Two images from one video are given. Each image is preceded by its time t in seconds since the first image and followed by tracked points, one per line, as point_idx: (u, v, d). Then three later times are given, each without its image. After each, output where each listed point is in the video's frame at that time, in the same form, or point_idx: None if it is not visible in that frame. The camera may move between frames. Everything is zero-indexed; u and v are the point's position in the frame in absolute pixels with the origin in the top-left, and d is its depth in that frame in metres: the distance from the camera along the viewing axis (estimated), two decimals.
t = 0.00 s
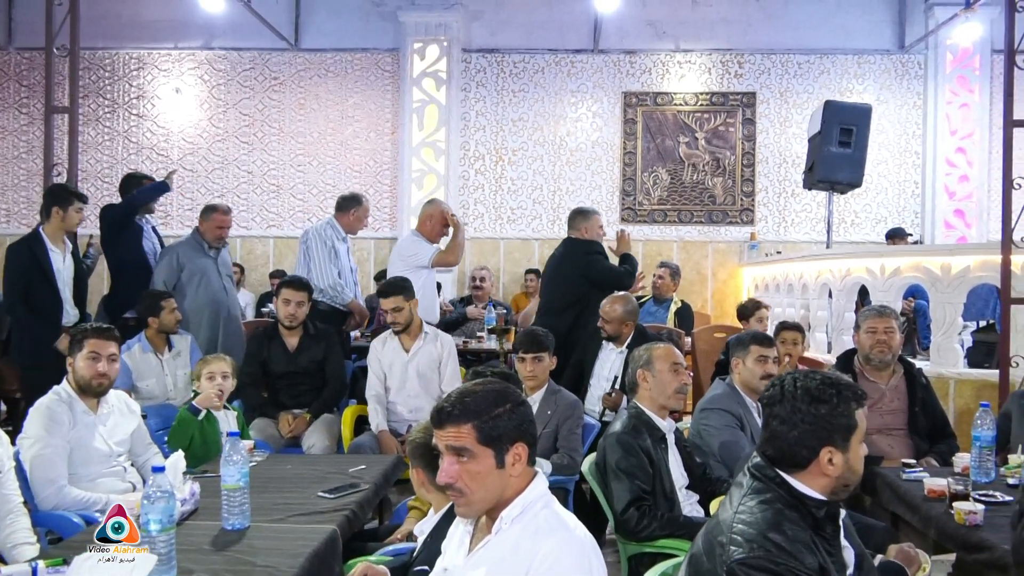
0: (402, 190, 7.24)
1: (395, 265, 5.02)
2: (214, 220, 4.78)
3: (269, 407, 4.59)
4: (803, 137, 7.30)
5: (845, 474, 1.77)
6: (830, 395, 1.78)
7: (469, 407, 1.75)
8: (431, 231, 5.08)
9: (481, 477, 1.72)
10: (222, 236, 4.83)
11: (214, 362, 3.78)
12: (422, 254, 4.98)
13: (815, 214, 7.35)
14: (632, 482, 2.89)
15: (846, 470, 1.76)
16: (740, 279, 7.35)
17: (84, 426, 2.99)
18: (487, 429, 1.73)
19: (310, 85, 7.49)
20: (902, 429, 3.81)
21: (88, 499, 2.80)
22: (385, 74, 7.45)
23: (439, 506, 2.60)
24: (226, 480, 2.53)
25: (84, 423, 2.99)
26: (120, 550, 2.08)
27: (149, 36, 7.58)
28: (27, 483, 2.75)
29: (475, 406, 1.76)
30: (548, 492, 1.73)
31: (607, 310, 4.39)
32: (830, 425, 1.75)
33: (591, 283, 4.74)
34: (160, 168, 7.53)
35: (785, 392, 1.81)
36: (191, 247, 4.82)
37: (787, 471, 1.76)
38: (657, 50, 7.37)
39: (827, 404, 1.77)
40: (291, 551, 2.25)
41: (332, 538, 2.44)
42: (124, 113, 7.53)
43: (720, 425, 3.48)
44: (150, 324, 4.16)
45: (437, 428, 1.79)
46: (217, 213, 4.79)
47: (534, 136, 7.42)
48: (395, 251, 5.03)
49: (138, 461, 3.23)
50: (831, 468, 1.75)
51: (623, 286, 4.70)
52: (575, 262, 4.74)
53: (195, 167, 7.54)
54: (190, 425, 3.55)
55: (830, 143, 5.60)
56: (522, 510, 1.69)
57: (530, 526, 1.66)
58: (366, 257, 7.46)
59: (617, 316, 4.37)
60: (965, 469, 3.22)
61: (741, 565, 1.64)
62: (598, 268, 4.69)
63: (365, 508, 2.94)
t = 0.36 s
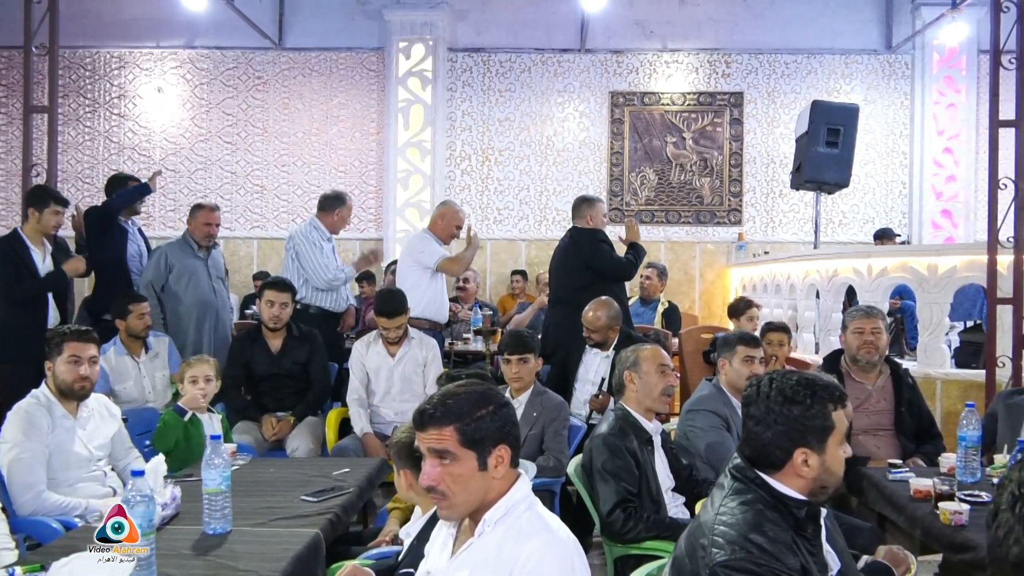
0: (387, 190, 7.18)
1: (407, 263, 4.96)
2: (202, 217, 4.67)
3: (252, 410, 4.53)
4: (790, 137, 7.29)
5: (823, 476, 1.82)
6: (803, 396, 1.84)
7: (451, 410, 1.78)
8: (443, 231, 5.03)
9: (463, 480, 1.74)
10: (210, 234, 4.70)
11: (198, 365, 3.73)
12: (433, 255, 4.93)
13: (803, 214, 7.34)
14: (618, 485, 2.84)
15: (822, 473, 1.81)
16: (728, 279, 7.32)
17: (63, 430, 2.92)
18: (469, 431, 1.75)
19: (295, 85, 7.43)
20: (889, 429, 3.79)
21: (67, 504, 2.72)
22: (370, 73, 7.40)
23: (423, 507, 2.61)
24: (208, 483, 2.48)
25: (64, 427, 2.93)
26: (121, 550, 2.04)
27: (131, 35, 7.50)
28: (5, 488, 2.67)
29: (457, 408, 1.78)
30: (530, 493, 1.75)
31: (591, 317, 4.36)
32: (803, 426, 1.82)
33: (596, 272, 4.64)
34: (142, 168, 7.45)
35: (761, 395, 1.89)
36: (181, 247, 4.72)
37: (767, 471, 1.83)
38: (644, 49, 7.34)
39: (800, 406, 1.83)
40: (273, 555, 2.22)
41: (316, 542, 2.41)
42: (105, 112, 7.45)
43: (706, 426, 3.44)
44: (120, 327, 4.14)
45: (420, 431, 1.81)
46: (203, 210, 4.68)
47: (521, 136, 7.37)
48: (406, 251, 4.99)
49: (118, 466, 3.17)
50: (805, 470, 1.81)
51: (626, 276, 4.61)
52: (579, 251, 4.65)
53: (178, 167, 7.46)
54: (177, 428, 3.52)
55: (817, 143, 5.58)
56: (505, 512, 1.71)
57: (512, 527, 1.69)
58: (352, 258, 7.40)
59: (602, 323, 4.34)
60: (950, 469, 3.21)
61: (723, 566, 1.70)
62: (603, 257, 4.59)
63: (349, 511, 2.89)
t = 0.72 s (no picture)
0: (367, 190, 7.15)
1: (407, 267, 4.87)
2: (210, 216, 4.73)
3: (229, 411, 4.49)
4: (770, 138, 7.32)
5: (794, 477, 1.83)
6: (774, 399, 1.84)
7: (426, 413, 1.76)
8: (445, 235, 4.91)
9: (439, 483, 1.73)
10: (219, 232, 4.77)
11: (175, 367, 3.63)
12: (435, 261, 4.84)
13: (782, 216, 7.37)
14: (596, 486, 2.83)
15: (794, 474, 1.82)
16: (708, 280, 7.34)
17: (36, 433, 2.88)
18: (445, 434, 1.74)
19: (274, 84, 7.38)
20: (866, 430, 3.80)
21: (40, 507, 2.67)
22: (350, 73, 7.36)
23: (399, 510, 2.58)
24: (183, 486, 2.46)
25: (36, 430, 2.88)
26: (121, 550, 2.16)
27: (107, 33, 7.43)
28: None
29: (432, 410, 1.76)
30: (506, 495, 1.75)
31: (565, 324, 4.32)
32: (774, 428, 1.82)
33: (584, 274, 4.76)
34: (118, 167, 7.37)
35: (732, 397, 1.89)
36: (192, 248, 4.82)
37: (741, 473, 1.83)
38: (625, 50, 7.35)
39: (771, 408, 1.83)
40: (249, 558, 2.20)
41: (292, 543, 2.39)
42: (81, 111, 7.36)
43: (684, 427, 3.44)
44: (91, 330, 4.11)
45: (395, 433, 1.79)
46: (212, 209, 4.74)
47: (502, 136, 7.36)
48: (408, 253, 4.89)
49: (92, 468, 3.11)
50: (776, 472, 1.81)
51: (614, 281, 4.72)
52: (570, 253, 4.74)
53: (155, 167, 7.38)
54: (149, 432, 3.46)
55: (796, 145, 5.60)
56: (481, 513, 1.71)
57: (487, 530, 1.68)
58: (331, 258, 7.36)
59: (576, 328, 4.31)
60: (926, 469, 3.23)
61: (700, 568, 1.69)
62: (592, 260, 4.70)
63: (326, 513, 2.87)
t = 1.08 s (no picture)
0: (345, 189, 7.12)
1: (422, 269, 5.10)
2: (199, 211, 4.74)
3: (205, 412, 4.45)
4: (747, 138, 7.37)
5: (769, 477, 1.84)
6: (750, 398, 1.85)
7: (400, 413, 1.75)
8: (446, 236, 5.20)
9: (413, 483, 1.72)
10: (207, 227, 4.78)
11: (147, 368, 3.59)
12: (448, 262, 5.10)
13: (759, 215, 7.42)
14: (572, 485, 2.83)
15: (769, 474, 1.83)
16: (686, 280, 7.37)
17: (7, 435, 2.84)
18: (419, 435, 1.73)
19: (250, 82, 7.33)
20: (840, 427, 3.83)
21: (11, 511, 2.63)
22: (328, 71, 7.33)
23: (373, 511, 2.56)
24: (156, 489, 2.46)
25: (7, 432, 2.85)
26: (121, 550, 2.18)
27: (81, 30, 7.34)
28: None
29: (406, 410, 1.75)
30: (480, 494, 1.74)
31: (547, 318, 4.34)
32: (749, 428, 1.83)
33: (590, 279, 4.83)
34: (92, 166, 7.29)
35: (708, 397, 1.90)
36: (183, 243, 4.78)
37: (716, 472, 1.84)
38: (603, 50, 7.37)
39: (746, 408, 1.84)
40: (223, 559, 2.18)
41: (267, 545, 2.37)
42: (54, 109, 7.27)
43: (661, 426, 3.46)
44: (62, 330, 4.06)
45: (369, 434, 1.78)
46: (201, 204, 4.74)
47: (480, 136, 7.36)
48: (418, 256, 5.11)
49: (64, 470, 3.06)
50: (751, 471, 1.83)
51: (619, 288, 4.79)
52: (578, 257, 4.81)
53: (129, 165, 7.31)
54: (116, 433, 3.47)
55: (773, 145, 5.64)
56: (455, 513, 1.70)
57: (462, 530, 1.68)
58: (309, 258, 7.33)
59: (558, 325, 4.34)
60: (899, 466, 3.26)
61: (676, 565, 1.70)
62: (600, 265, 4.78)
63: (302, 514, 2.84)
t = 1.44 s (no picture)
0: (324, 190, 7.10)
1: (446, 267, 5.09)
2: (160, 212, 4.70)
3: (181, 414, 4.41)
4: (725, 138, 7.41)
5: (743, 475, 1.84)
6: (724, 397, 1.87)
7: (375, 415, 1.74)
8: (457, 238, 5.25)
9: (388, 484, 1.71)
10: (172, 229, 4.73)
11: (116, 371, 3.58)
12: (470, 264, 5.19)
13: (738, 215, 7.46)
14: (550, 485, 2.83)
15: (742, 472, 1.84)
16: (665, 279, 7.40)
17: None
18: (394, 437, 1.72)
19: (227, 82, 7.29)
20: (817, 426, 3.85)
21: None
22: (306, 71, 7.30)
23: (348, 514, 2.55)
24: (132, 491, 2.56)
25: None
26: (122, 550, 2.21)
27: (55, 28, 7.27)
28: None
29: (381, 412, 1.75)
30: (456, 496, 1.73)
31: (529, 312, 4.35)
32: (724, 427, 1.84)
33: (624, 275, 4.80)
34: (66, 166, 7.22)
35: (681, 397, 1.91)
36: (151, 246, 4.74)
37: (691, 470, 1.84)
38: (582, 50, 7.38)
39: (721, 406, 1.86)
40: (197, 563, 2.16)
41: (243, 548, 2.35)
42: (28, 108, 7.19)
43: (639, 425, 3.47)
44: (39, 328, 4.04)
45: (344, 436, 1.77)
46: (162, 205, 4.71)
47: (459, 136, 7.35)
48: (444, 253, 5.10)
49: (38, 474, 3.02)
50: (726, 469, 1.83)
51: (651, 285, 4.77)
52: (612, 253, 4.77)
53: (105, 165, 7.24)
54: (88, 441, 3.42)
55: (750, 145, 5.68)
56: (431, 515, 1.69)
57: (437, 531, 1.67)
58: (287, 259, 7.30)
59: (541, 319, 4.34)
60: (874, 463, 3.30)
61: (651, 563, 1.70)
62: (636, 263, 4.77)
63: (279, 517, 2.82)
